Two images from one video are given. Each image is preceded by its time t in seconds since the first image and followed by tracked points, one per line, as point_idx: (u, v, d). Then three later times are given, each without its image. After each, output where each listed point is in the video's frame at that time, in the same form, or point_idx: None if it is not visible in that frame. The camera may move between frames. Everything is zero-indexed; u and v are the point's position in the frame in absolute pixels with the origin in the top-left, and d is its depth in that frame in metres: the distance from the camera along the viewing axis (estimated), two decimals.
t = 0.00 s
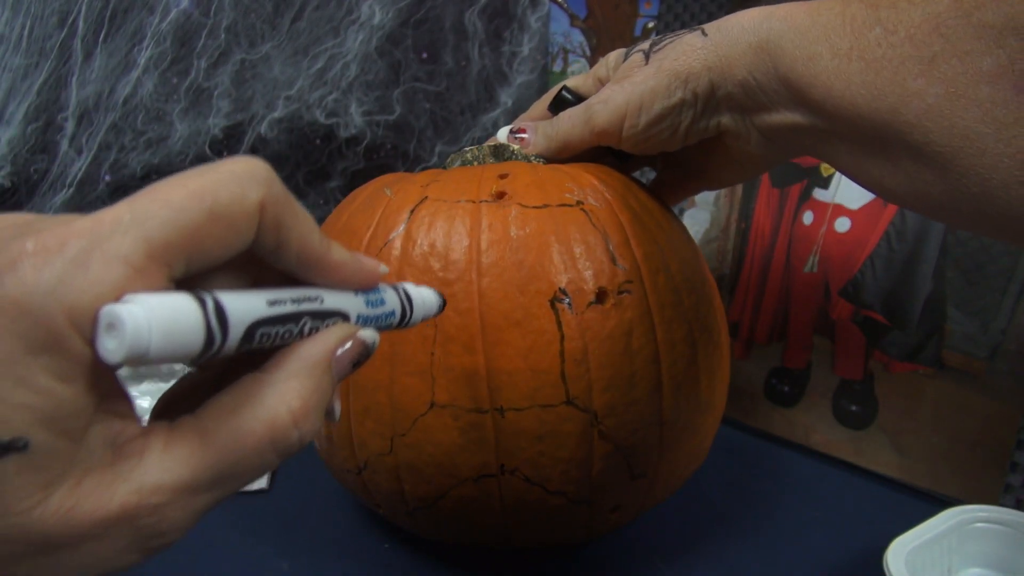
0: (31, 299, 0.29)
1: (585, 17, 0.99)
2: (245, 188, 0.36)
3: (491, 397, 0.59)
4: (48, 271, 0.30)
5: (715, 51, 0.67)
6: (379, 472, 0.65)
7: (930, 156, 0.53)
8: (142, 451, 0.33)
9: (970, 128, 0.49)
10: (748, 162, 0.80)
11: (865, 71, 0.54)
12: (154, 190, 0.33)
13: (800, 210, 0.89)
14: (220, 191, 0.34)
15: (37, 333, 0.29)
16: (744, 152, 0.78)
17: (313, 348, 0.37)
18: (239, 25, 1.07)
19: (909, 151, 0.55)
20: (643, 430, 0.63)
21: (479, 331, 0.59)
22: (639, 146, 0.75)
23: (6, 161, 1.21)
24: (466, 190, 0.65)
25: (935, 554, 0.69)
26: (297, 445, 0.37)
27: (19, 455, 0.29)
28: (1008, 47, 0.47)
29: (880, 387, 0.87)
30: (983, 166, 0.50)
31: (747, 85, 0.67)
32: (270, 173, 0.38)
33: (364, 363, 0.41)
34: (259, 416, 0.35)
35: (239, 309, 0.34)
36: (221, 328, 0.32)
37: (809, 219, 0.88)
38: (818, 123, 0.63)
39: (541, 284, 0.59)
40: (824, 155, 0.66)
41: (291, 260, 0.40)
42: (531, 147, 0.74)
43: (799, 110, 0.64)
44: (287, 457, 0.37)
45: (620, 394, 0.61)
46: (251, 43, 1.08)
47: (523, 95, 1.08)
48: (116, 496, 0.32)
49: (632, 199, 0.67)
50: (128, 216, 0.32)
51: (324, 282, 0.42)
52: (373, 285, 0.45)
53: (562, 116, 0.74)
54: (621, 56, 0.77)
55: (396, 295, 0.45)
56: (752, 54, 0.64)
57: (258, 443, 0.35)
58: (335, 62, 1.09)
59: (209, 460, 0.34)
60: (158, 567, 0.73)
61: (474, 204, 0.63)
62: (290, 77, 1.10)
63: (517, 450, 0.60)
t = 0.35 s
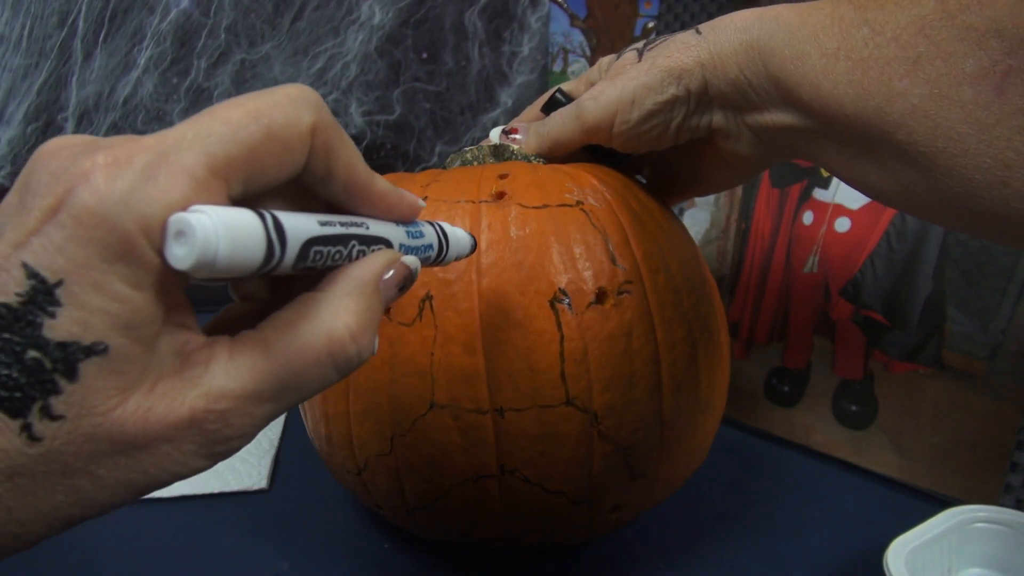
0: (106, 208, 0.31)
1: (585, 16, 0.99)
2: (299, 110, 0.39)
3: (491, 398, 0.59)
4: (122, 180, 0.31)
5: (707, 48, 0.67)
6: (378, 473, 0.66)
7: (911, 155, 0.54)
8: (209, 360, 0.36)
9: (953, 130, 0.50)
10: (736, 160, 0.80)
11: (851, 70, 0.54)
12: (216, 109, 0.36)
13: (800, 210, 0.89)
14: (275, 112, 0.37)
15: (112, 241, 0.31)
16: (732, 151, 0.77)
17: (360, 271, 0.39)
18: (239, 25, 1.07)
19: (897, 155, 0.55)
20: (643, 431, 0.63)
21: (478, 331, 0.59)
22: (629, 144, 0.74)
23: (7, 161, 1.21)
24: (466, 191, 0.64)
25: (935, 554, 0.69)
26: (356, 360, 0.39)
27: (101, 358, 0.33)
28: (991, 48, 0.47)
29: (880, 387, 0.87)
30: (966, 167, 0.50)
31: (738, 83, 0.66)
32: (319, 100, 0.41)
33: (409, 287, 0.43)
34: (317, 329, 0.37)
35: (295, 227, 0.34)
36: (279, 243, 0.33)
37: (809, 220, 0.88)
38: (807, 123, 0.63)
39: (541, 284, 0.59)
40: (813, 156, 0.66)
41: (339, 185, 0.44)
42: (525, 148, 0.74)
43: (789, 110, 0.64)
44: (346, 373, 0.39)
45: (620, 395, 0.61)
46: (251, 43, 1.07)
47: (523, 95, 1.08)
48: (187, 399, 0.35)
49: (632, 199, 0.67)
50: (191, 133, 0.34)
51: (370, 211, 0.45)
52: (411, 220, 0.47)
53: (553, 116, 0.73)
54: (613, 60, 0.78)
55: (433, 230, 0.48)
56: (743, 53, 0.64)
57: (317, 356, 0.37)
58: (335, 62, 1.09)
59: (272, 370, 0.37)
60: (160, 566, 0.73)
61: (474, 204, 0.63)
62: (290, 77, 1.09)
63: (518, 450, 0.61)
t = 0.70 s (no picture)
0: (111, 200, 0.31)
1: (586, 17, 0.97)
2: (310, 98, 0.39)
3: (488, 419, 0.59)
4: (126, 169, 0.31)
5: (699, 31, 0.66)
6: (376, 489, 0.66)
7: (931, 144, 0.51)
8: (219, 360, 0.36)
9: (978, 119, 0.48)
10: (732, 144, 0.80)
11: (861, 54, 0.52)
12: (226, 95, 0.36)
13: (800, 210, 0.89)
14: (286, 99, 0.37)
15: (117, 236, 0.31)
16: (730, 135, 0.77)
17: (372, 266, 0.39)
18: (239, 25, 1.07)
19: (909, 139, 0.53)
20: (643, 443, 0.63)
21: (473, 351, 0.59)
22: (624, 133, 0.75)
23: (7, 161, 1.21)
24: (456, 202, 0.63)
25: (935, 554, 0.69)
26: (373, 361, 0.38)
27: (106, 355, 0.33)
28: (1019, 33, 0.45)
29: (881, 387, 0.88)
30: (990, 159, 0.49)
31: (733, 66, 0.65)
32: (331, 88, 0.42)
33: (416, 283, 0.43)
34: (333, 327, 0.36)
35: (302, 219, 0.35)
36: (287, 236, 0.33)
37: (809, 220, 0.88)
38: (811, 109, 0.61)
39: (536, 301, 0.58)
40: (816, 142, 0.65)
41: (347, 177, 0.44)
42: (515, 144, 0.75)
43: (791, 95, 0.62)
44: (363, 374, 0.38)
45: (619, 408, 0.61)
46: (251, 43, 1.07)
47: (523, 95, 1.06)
48: (195, 399, 0.35)
49: (627, 206, 0.67)
50: (201, 120, 0.34)
51: (378, 205, 0.46)
52: (418, 216, 0.48)
53: (543, 109, 0.75)
54: (600, 42, 0.77)
55: (438, 228, 0.48)
56: (738, 34, 0.63)
57: (332, 354, 0.36)
58: (335, 62, 1.09)
59: (284, 370, 0.36)
60: (160, 566, 0.73)
61: (465, 217, 0.62)
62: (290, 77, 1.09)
63: (517, 468, 0.61)
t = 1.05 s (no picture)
0: (138, 207, 0.31)
1: (586, 17, 0.97)
2: (327, 104, 0.38)
3: (483, 420, 0.59)
4: (152, 175, 0.32)
5: (700, 37, 0.65)
6: (372, 489, 0.66)
7: (936, 154, 0.51)
8: (238, 359, 0.36)
9: (987, 129, 0.48)
10: (737, 148, 0.80)
11: (868, 61, 0.52)
12: (244, 99, 0.36)
13: (800, 210, 0.89)
14: (304, 104, 0.37)
15: (143, 242, 0.31)
16: (733, 138, 0.78)
17: (386, 267, 0.39)
18: (239, 25, 1.07)
19: (911, 145, 0.53)
20: (639, 446, 0.63)
21: (468, 352, 0.59)
22: (625, 138, 0.75)
23: (6, 161, 1.20)
24: (455, 202, 0.63)
25: (935, 554, 0.69)
26: (385, 361, 0.39)
27: (132, 358, 0.33)
28: None
29: (880, 387, 0.87)
30: (997, 169, 0.49)
31: (735, 72, 0.65)
32: (346, 93, 0.41)
33: (425, 283, 0.44)
34: (348, 329, 0.37)
35: (321, 224, 0.35)
36: (309, 240, 0.33)
37: (809, 220, 0.88)
38: (813, 114, 0.62)
39: (533, 303, 0.58)
40: (819, 144, 0.65)
41: (359, 182, 0.44)
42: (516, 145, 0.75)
43: (795, 101, 0.63)
44: (374, 373, 0.39)
45: (616, 411, 0.61)
46: (251, 43, 1.07)
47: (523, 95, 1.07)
48: (217, 399, 0.35)
49: (627, 208, 0.67)
50: (221, 126, 0.34)
51: (388, 208, 0.46)
52: (424, 216, 0.48)
53: (544, 111, 0.75)
54: (601, 43, 0.77)
55: (444, 227, 0.48)
56: (741, 40, 0.62)
57: (348, 355, 0.37)
58: (335, 62, 1.08)
59: (303, 370, 0.37)
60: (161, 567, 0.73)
61: (463, 218, 0.62)
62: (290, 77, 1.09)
63: (513, 470, 0.61)
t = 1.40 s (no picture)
0: (156, 213, 0.31)
1: (586, 17, 0.97)
2: (339, 110, 0.39)
3: (483, 420, 0.59)
4: (170, 182, 0.31)
5: (700, 38, 0.65)
6: (372, 488, 0.66)
7: (936, 156, 0.51)
8: (249, 362, 0.36)
9: (985, 129, 0.48)
10: (737, 149, 0.80)
11: (867, 62, 0.52)
12: (258, 106, 0.36)
13: (800, 210, 0.89)
14: (317, 111, 0.37)
15: (161, 249, 0.31)
16: (734, 139, 0.78)
17: (395, 271, 0.40)
18: (239, 25, 1.07)
19: (912, 148, 0.53)
20: (639, 446, 0.63)
21: (468, 352, 0.59)
22: (626, 138, 0.75)
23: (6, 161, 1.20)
24: (455, 201, 0.63)
25: (935, 555, 0.69)
26: (392, 365, 0.39)
27: (148, 363, 0.33)
28: None
29: (881, 387, 0.88)
30: (997, 171, 0.49)
31: (735, 73, 0.65)
32: (358, 99, 0.41)
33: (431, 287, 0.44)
34: (357, 334, 0.37)
35: (334, 229, 0.35)
36: (322, 245, 0.33)
37: (809, 220, 0.88)
38: (812, 115, 0.62)
39: (532, 302, 0.58)
40: (819, 145, 0.65)
41: (369, 187, 0.44)
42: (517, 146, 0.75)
43: (795, 101, 0.63)
44: (380, 376, 0.39)
45: (616, 411, 0.61)
46: (251, 43, 1.07)
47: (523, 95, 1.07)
48: (228, 402, 0.35)
49: (628, 208, 0.67)
50: (237, 132, 0.34)
51: (398, 212, 0.46)
52: (431, 219, 0.48)
53: (545, 112, 0.75)
54: (601, 43, 0.76)
55: (450, 230, 0.49)
56: (740, 41, 0.62)
57: (356, 359, 0.37)
58: (335, 62, 1.08)
59: (312, 374, 0.37)
60: (162, 568, 0.73)
61: (463, 217, 0.62)
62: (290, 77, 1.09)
63: (512, 470, 0.61)
